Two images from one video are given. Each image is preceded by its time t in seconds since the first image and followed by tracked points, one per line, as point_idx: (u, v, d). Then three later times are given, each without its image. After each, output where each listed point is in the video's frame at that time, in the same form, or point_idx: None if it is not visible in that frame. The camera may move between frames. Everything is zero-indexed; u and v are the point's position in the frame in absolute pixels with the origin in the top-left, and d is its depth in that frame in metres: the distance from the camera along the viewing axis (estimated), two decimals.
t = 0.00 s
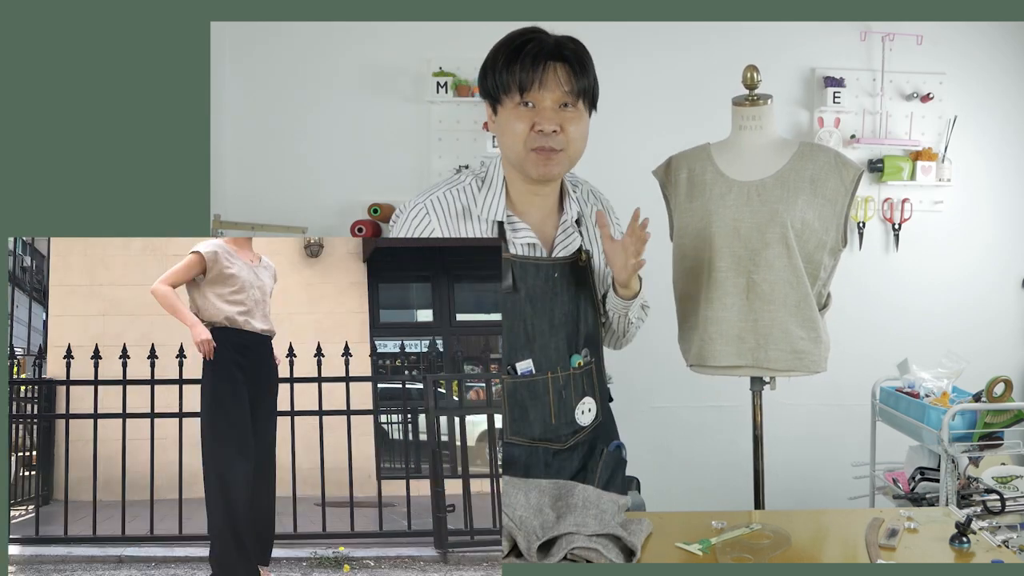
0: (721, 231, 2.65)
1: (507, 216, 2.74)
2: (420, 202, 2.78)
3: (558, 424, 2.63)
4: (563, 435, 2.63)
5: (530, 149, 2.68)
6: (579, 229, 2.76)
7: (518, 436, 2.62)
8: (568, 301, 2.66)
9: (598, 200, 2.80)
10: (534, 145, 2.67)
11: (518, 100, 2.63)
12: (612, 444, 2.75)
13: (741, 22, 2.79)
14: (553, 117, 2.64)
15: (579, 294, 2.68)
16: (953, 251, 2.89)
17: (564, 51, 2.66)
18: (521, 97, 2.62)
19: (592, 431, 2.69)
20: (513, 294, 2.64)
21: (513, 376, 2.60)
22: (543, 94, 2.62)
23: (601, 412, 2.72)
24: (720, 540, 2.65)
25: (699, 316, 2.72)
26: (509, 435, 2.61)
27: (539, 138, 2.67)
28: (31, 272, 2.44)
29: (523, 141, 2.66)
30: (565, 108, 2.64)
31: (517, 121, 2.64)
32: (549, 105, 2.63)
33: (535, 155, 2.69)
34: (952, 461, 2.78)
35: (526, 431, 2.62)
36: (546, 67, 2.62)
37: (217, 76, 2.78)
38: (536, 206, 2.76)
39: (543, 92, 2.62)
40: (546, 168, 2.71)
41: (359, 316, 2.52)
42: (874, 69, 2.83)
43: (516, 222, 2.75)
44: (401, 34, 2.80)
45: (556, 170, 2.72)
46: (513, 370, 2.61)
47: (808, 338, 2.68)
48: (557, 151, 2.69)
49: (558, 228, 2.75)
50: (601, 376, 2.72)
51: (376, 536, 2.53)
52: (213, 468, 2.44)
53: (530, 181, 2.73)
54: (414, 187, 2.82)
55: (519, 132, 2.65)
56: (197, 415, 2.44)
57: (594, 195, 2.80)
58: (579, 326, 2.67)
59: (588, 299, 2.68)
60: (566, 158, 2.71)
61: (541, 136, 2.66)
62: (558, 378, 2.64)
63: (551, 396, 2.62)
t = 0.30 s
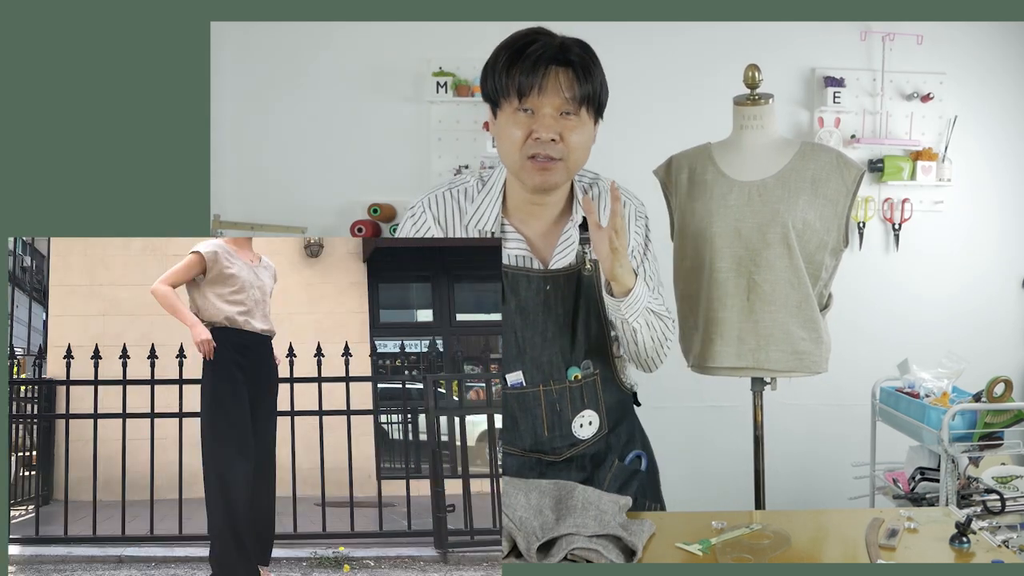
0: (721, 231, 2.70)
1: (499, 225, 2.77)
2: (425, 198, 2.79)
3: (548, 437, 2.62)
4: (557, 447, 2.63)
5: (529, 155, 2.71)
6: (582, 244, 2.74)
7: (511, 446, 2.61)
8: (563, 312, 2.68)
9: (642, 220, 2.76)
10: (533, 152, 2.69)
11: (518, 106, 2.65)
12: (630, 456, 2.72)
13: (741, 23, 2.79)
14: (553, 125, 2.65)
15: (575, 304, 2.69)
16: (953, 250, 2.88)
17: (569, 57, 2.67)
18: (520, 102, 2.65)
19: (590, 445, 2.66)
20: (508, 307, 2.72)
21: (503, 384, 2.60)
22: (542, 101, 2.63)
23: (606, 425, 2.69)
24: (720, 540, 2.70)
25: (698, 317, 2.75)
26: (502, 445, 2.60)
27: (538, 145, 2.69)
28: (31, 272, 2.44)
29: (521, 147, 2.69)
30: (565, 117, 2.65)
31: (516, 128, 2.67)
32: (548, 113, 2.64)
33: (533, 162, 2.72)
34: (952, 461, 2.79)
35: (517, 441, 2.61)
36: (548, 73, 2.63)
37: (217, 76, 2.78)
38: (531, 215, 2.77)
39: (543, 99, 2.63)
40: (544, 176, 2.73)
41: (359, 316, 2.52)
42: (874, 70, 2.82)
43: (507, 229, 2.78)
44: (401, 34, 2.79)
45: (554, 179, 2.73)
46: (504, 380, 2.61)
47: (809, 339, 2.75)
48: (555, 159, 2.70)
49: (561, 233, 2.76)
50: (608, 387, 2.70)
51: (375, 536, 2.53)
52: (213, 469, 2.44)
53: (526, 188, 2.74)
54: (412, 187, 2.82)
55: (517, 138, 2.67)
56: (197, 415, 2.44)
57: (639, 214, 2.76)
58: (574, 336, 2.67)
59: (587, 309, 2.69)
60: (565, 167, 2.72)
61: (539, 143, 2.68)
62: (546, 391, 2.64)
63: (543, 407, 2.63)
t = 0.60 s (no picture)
0: (721, 231, 2.71)
1: (508, 231, 2.76)
2: (444, 192, 2.79)
3: (551, 445, 2.65)
4: (557, 455, 2.65)
5: (542, 164, 2.68)
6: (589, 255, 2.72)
7: (513, 450, 2.65)
8: (565, 324, 2.66)
9: (658, 235, 2.76)
10: (546, 161, 2.66)
11: (532, 114, 2.61)
12: (641, 466, 2.74)
13: (741, 22, 2.79)
14: (568, 135, 2.62)
15: (580, 319, 2.67)
16: (953, 250, 2.88)
17: (586, 66, 2.63)
18: (535, 111, 2.61)
19: (594, 455, 2.68)
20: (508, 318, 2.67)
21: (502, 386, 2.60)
22: (558, 110, 2.59)
23: (611, 437, 2.69)
24: (719, 541, 2.66)
25: (698, 317, 2.75)
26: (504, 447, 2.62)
27: (551, 155, 2.66)
28: (31, 272, 2.44)
29: (535, 156, 2.66)
30: (580, 128, 2.62)
31: (530, 136, 2.63)
32: (562, 123, 2.60)
33: (546, 172, 2.69)
34: (952, 461, 2.79)
35: (519, 446, 2.65)
36: (564, 82, 2.60)
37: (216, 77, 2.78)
38: (542, 224, 2.75)
39: (558, 108, 2.59)
40: (557, 186, 2.71)
41: (359, 316, 2.52)
42: (874, 70, 2.82)
43: (516, 234, 2.77)
44: (401, 34, 2.79)
45: (566, 189, 2.71)
46: (504, 385, 2.62)
47: (809, 339, 2.75)
48: (569, 170, 2.68)
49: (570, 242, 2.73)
50: (616, 400, 2.70)
51: (375, 536, 2.53)
52: (213, 469, 2.44)
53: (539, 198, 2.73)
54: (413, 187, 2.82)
55: (531, 147, 2.64)
56: (197, 415, 2.44)
57: (656, 229, 2.76)
58: (578, 350, 2.65)
59: (592, 324, 2.66)
60: (578, 179, 2.69)
61: (553, 153, 2.65)
62: (545, 400, 2.65)
63: (545, 416, 2.65)
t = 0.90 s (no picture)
0: (722, 231, 2.71)
1: (513, 233, 2.72)
2: (455, 192, 2.78)
3: (555, 447, 2.66)
4: (562, 458, 2.66)
5: (548, 168, 2.67)
6: (591, 260, 2.73)
7: (517, 451, 2.65)
8: (568, 328, 2.65)
9: (665, 244, 2.73)
10: (554, 165, 2.65)
11: (540, 118, 2.60)
12: (651, 470, 2.75)
13: (742, 22, 2.79)
14: (576, 141, 2.61)
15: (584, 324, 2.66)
16: (953, 251, 2.88)
17: (596, 72, 2.62)
18: (543, 115, 2.60)
19: (599, 460, 2.69)
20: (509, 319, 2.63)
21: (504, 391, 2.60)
22: (566, 116, 2.58)
23: (615, 442, 2.70)
24: (720, 541, 2.68)
25: (697, 317, 2.75)
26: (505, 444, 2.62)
27: (558, 159, 2.65)
28: (30, 272, 2.44)
29: (542, 160, 2.65)
30: (587, 133, 2.61)
31: (538, 140, 2.62)
32: (570, 128, 2.59)
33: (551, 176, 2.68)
34: (952, 461, 2.79)
35: (525, 447, 2.66)
36: (574, 87, 2.59)
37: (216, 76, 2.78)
38: (547, 227, 2.72)
39: (566, 113, 2.58)
40: (562, 191, 2.69)
41: (359, 315, 2.52)
42: (874, 69, 2.82)
43: (521, 237, 2.73)
44: (400, 33, 2.79)
45: (572, 194, 2.70)
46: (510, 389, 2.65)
47: (809, 339, 2.75)
48: (576, 174, 2.67)
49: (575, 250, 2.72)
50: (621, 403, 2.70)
51: (375, 536, 2.53)
52: (214, 469, 2.44)
53: (544, 201, 2.71)
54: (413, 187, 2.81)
55: (538, 151, 2.63)
56: (198, 415, 2.44)
57: (664, 238, 2.73)
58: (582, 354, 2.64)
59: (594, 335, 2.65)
60: (582, 185, 2.68)
61: (559, 158, 2.63)
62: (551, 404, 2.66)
63: (549, 420, 2.67)
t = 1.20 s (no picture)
0: (722, 231, 2.71)
1: (518, 233, 2.70)
2: (460, 192, 2.78)
3: (559, 447, 2.67)
4: (568, 458, 2.67)
5: (551, 167, 2.62)
6: (596, 259, 2.69)
7: (523, 452, 2.67)
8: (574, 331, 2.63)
9: (669, 242, 2.71)
10: (557, 163, 2.61)
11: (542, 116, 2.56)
12: (658, 470, 2.75)
13: (741, 22, 2.79)
14: (578, 140, 2.57)
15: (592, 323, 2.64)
16: (953, 251, 2.88)
17: (599, 71, 2.57)
18: (546, 114, 2.56)
19: (604, 459, 2.69)
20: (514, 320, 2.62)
21: (516, 393, 2.65)
22: (568, 114, 2.54)
23: (620, 441, 2.70)
24: (719, 541, 2.63)
25: (697, 317, 2.75)
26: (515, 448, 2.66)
27: (560, 158, 2.60)
28: (30, 272, 2.44)
29: (544, 159, 2.61)
30: (590, 132, 2.56)
31: (541, 139, 2.58)
32: (573, 126, 2.55)
33: (555, 175, 2.64)
34: (952, 461, 2.78)
35: (530, 448, 2.67)
36: (576, 86, 2.54)
37: (217, 76, 2.78)
38: (553, 227, 2.69)
39: (568, 111, 2.54)
40: (565, 190, 2.65)
41: (359, 315, 2.51)
42: (874, 70, 2.82)
43: (526, 237, 2.70)
44: (400, 34, 2.79)
45: (574, 193, 2.65)
46: (515, 388, 2.65)
47: (809, 339, 2.75)
48: (578, 173, 2.62)
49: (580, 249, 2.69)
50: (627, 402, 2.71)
51: (375, 536, 2.53)
52: (214, 469, 2.44)
53: (547, 200, 2.67)
54: (414, 187, 2.82)
55: (541, 149, 2.59)
56: (198, 415, 2.44)
57: (667, 237, 2.71)
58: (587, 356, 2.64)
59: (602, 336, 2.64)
60: (585, 184, 2.64)
61: (562, 157, 2.59)
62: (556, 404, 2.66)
63: (554, 419, 2.67)
